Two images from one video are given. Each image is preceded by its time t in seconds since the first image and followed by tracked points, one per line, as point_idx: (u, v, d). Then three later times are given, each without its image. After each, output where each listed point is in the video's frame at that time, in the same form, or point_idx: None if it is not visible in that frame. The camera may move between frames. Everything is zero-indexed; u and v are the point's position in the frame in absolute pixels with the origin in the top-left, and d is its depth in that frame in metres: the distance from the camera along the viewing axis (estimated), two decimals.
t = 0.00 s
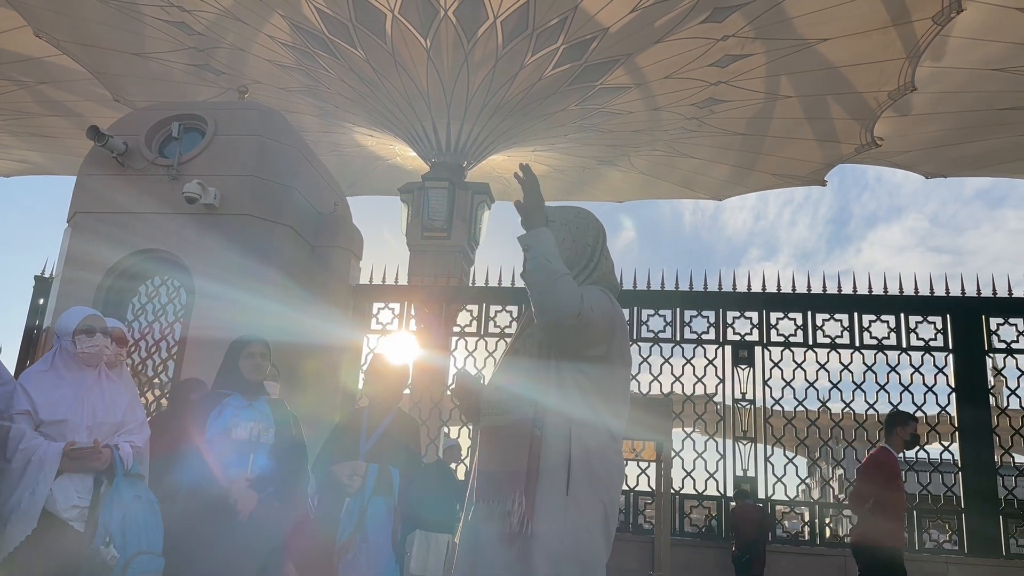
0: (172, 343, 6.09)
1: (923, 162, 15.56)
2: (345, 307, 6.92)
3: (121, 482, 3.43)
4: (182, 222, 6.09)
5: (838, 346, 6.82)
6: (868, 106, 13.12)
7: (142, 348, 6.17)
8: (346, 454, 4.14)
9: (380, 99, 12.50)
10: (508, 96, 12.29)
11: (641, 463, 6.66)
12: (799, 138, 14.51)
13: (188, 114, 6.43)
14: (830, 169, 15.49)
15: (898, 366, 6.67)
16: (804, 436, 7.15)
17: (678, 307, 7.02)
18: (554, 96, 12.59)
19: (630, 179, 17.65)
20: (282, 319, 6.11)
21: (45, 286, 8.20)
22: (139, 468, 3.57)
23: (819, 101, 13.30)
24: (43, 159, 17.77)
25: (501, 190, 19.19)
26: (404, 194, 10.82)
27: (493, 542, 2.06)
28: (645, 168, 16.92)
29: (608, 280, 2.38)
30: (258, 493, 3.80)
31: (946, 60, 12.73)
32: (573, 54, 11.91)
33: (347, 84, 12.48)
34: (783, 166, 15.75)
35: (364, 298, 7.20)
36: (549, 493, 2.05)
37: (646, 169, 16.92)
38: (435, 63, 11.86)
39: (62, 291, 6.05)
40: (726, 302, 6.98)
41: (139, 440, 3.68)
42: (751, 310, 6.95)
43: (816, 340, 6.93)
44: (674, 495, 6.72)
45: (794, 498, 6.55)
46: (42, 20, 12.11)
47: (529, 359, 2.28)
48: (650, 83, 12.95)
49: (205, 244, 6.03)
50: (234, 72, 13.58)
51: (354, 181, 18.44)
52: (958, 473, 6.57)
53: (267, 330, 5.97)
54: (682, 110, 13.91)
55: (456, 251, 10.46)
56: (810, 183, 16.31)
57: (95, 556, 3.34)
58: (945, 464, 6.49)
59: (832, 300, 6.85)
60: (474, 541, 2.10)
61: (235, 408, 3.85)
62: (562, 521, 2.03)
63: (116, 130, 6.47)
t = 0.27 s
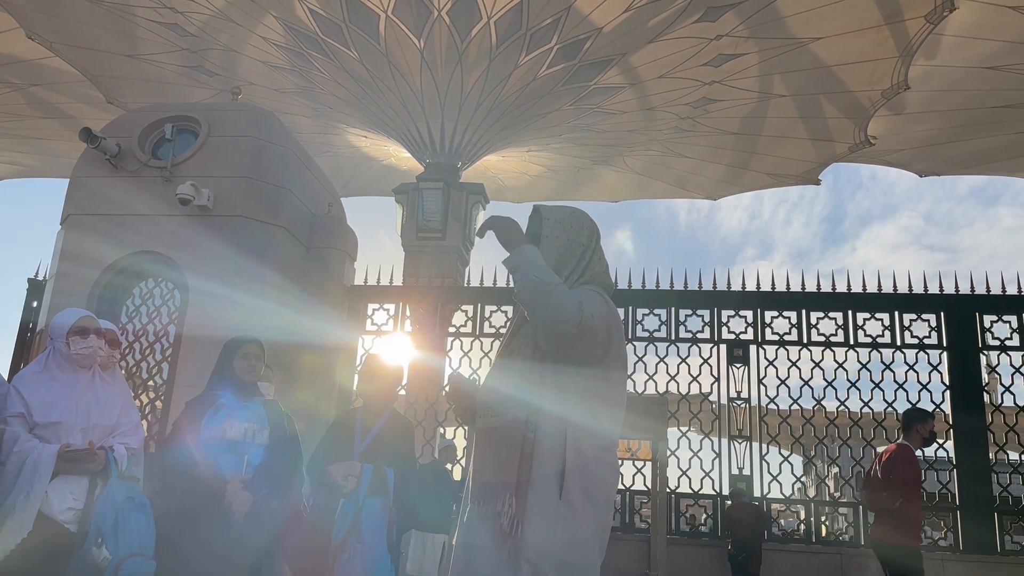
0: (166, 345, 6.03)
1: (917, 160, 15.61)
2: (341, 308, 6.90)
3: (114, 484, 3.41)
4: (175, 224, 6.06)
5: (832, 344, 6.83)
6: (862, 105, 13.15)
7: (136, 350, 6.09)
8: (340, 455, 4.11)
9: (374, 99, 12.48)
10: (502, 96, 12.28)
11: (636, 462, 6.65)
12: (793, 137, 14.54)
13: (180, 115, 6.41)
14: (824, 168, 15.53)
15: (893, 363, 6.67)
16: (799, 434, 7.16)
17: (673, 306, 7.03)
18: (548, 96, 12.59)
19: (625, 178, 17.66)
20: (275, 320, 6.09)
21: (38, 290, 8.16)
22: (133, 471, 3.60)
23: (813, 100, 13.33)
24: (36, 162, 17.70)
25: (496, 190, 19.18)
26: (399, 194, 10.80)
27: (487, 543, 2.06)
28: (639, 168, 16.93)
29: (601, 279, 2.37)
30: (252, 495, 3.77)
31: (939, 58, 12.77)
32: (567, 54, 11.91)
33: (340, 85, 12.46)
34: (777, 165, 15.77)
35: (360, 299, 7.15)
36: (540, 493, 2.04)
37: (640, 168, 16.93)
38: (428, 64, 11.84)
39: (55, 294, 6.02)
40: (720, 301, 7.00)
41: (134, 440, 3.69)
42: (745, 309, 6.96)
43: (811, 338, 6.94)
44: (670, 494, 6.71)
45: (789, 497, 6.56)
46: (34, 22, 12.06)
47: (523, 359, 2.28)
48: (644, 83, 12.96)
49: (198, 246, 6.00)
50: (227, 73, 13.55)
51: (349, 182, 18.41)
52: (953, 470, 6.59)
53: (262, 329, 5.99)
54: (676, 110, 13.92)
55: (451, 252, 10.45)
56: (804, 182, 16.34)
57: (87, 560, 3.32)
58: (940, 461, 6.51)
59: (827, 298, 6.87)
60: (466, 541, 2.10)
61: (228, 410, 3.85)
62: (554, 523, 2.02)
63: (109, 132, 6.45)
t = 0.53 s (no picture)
0: (162, 346, 5.99)
1: (912, 157, 15.63)
2: (337, 308, 6.88)
3: (111, 485, 3.37)
4: (169, 225, 6.04)
5: (829, 342, 6.83)
6: (857, 102, 13.15)
7: (131, 351, 6.04)
8: (334, 455, 4.11)
9: (369, 99, 12.46)
10: (498, 95, 12.26)
11: (633, 460, 6.66)
12: (789, 135, 14.55)
13: (174, 116, 6.37)
14: (820, 166, 15.54)
15: (889, 360, 6.67)
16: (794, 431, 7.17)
17: (669, 304, 7.02)
18: (544, 94, 12.58)
19: (621, 177, 17.66)
20: (271, 319, 6.09)
21: (33, 291, 8.12)
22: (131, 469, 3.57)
23: (808, 97, 13.33)
24: (30, 164, 17.64)
25: (491, 189, 19.16)
26: (395, 194, 10.77)
27: (481, 543, 2.04)
28: (635, 166, 16.93)
29: (597, 281, 2.37)
30: (248, 495, 3.75)
31: (934, 55, 12.78)
32: (562, 53, 11.88)
33: (335, 84, 12.42)
34: (773, 163, 15.78)
35: (355, 299, 7.13)
36: (538, 497, 2.04)
37: (636, 167, 16.92)
38: (423, 62, 11.81)
39: (49, 295, 5.99)
40: (717, 299, 6.99)
41: (132, 441, 3.68)
42: (741, 306, 6.96)
43: (806, 336, 6.94)
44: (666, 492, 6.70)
45: (786, 494, 6.56)
46: (27, 23, 12.01)
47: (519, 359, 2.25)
48: (639, 81, 12.96)
49: (193, 245, 5.96)
50: (221, 73, 13.50)
51: (344, 182, 18.38)
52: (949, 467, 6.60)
53: (258, 329, 5.99)
54: (672, 108, 13.92)
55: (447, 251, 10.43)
56: (800, 179, 16.36)
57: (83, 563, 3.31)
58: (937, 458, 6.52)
59: (823, 296, 6.87)
60: (462, 541, 2.09)
61: (224, 410, 3.84)
62: (549, 523, 2.02)
63: (103, 133, 6.41)
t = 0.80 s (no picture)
0: (158, 345, 5.98)
1: (909, 153, 15.65)
2: (335, 307, 6.87)
3: (111, 484, 3.36)
4: (165, 224, 6.02)
5: (827, 338, 6.84)
6: (854, 98, 13.16)
7: (129, 351, 6.05)
8: (332, 455, 4.10)
9: (366, 98, 12.44)
10: (494, 93, 12.24)
11: (631, 458, 6.67)
12: (786, 132, 14.56)
13: (171, 116, 6.35)
14: (816, 163, 15.56)
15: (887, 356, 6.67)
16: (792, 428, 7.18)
17: (667, 300, 7.01)
18: (541, 92, 12.57)
19: (618, 174, 17.66)
20: (268, 319, 6.07)
21: (29, 291, 8.09)
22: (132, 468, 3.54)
23: (806, 94, 13.34)
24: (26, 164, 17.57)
25: (488, 187, 19.15)
26: (392, 192, 10.75)
27: (481, 541, 2.03)
28: (632, 164, 16.93)
29: (595, 278, 2.38)
30: (246, 495, 3.75)
31: (931, 51, 12.79)
32: (559, 51, 11.86)
33: (331, 83, 12.39)
34: (770, 160, 15.79)
35: (352, 298, 7.13)
36: (540, 496, 2.03)
37: (633, 165, 16.91)
38: (419, 61, 11.78)
39: (45, 295, 5.97)
40: (715, 296, 6.99)
41: (134, 440, 3.69)
42: (739, 304, 6.95)
43: (804, 333, 6.95)
44: (664, 489, 6.71)
45: (784, 490, 6.56)
46: (21, 23, 11.96)
47: (517, 355, 2.23)
48: (636, 79, 12.95)
49: (189, 245, 5.95)
50: (217, 73, 13.46)
51: (341, 181, 18.35)
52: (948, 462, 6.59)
53: (256, 328, 5.97)
54: (668, 106, 13.92)
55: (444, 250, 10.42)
56: (797, 176, 16.37)
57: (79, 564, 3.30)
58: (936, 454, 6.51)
59: (821, 292, 6.88)
60: (460, 538, 2.08)
61: (222, 409, 3.81)
62: (551, 522, 2.02)
63: (98, 133, 6.39)
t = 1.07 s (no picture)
0: (156, 345, 5.98)
1: (906, 150, 15.67)
2: (333, 306, 6.85)
3: (114, 487, 3.35)
4: (162, 224, 6.00)
5: (824, 335, 6.84)
6: (851, 94, 13.17)
7: (127, 351, 6.05)
8: (328, 454, 4.06)
9: (363, 96, 12.42)
10: (491, 92, 12.23)
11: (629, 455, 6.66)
12: (783, 129, 14.57)
13: (167, 115, 6.33)
14: (813, 159, 15.58)
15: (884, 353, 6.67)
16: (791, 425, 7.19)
17: (665, 298, 7.01)
18: (538, 90, 12.55)
19: (615, 172, 17.66)
20: (266, 318, 6.04)
21: (26, 291, 8.07)
22: (138, 471, 3.53)
23: (803, 91, 13.34)
24: (22, 164, 17.52)
25: (485, 186, 19.14)
26: (390, 191, 10.74)
27: (479, 540, 2.04)
28: (629, 161, 16.93)
29: (593, 279, 2.37)
30: (243, 495, 3.77)
31: (928, 48, 12.80)
32: (556, 48, 11.85)
33: (328, 82, 12.37)
34: (767, 157, 15.80)
35: (350, 297, 7.11)
36: (539, 497, 2.02)
37: (630, 162, 16.92)
38: (416, 59, 11.76)
39: (43, 295, 5.96)
40: (712, 293, 6.99)
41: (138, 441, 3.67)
42: (736, 301, 6.96)
43: (802, 330, 6.96)
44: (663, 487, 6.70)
45: (782, 488, 6.56)
46: (17, 23, 11.91)
47: (515, 356, 2.22)
48: (633, 76, 12.94)
49: (187, 244, 5.93)
50: (214, 72, 13.42)
51: (338, 179, 18.32)
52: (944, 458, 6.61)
53: (254, 328, 5.95)
54: (666, 103, 13.92)
55: (442, 248, 10.43)
56: (794, 173, 16.38)
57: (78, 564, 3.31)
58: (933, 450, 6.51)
59: (818, 289, 6.88)
60: (459, 537, 2.08)
61: (218, 410, 3.80)
62: (550, 522, 2.01)
63: (95, 132, 6.36)
